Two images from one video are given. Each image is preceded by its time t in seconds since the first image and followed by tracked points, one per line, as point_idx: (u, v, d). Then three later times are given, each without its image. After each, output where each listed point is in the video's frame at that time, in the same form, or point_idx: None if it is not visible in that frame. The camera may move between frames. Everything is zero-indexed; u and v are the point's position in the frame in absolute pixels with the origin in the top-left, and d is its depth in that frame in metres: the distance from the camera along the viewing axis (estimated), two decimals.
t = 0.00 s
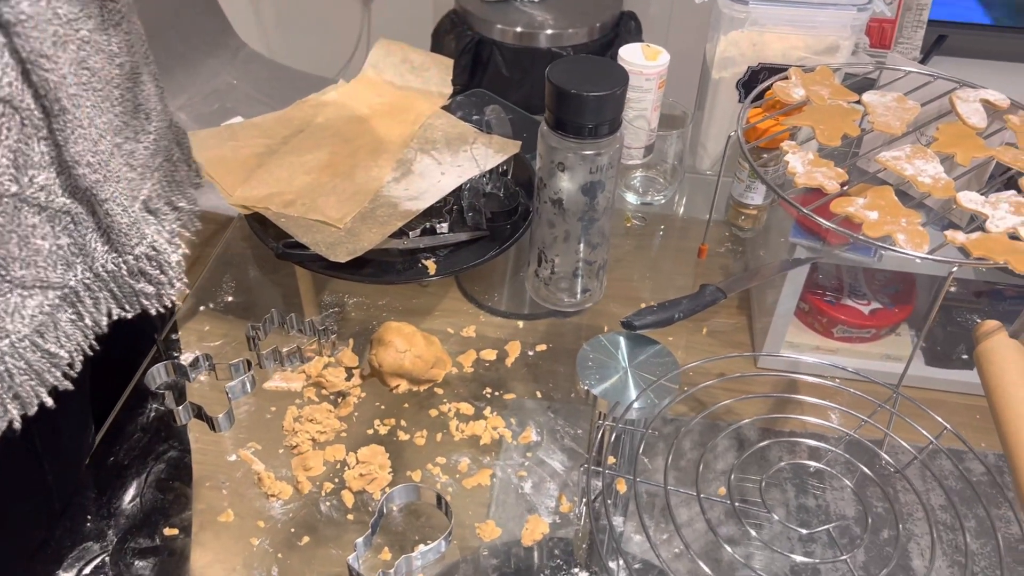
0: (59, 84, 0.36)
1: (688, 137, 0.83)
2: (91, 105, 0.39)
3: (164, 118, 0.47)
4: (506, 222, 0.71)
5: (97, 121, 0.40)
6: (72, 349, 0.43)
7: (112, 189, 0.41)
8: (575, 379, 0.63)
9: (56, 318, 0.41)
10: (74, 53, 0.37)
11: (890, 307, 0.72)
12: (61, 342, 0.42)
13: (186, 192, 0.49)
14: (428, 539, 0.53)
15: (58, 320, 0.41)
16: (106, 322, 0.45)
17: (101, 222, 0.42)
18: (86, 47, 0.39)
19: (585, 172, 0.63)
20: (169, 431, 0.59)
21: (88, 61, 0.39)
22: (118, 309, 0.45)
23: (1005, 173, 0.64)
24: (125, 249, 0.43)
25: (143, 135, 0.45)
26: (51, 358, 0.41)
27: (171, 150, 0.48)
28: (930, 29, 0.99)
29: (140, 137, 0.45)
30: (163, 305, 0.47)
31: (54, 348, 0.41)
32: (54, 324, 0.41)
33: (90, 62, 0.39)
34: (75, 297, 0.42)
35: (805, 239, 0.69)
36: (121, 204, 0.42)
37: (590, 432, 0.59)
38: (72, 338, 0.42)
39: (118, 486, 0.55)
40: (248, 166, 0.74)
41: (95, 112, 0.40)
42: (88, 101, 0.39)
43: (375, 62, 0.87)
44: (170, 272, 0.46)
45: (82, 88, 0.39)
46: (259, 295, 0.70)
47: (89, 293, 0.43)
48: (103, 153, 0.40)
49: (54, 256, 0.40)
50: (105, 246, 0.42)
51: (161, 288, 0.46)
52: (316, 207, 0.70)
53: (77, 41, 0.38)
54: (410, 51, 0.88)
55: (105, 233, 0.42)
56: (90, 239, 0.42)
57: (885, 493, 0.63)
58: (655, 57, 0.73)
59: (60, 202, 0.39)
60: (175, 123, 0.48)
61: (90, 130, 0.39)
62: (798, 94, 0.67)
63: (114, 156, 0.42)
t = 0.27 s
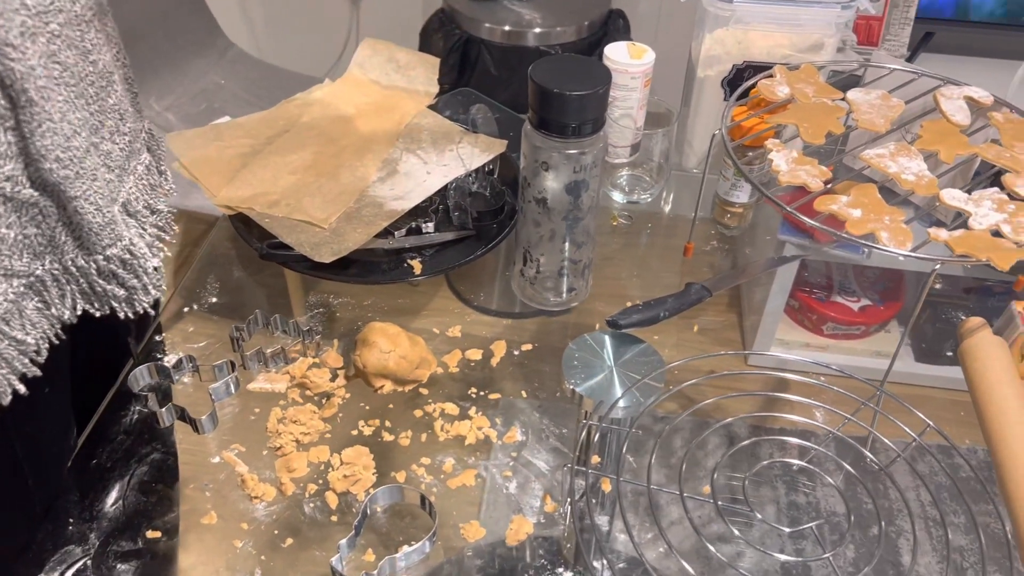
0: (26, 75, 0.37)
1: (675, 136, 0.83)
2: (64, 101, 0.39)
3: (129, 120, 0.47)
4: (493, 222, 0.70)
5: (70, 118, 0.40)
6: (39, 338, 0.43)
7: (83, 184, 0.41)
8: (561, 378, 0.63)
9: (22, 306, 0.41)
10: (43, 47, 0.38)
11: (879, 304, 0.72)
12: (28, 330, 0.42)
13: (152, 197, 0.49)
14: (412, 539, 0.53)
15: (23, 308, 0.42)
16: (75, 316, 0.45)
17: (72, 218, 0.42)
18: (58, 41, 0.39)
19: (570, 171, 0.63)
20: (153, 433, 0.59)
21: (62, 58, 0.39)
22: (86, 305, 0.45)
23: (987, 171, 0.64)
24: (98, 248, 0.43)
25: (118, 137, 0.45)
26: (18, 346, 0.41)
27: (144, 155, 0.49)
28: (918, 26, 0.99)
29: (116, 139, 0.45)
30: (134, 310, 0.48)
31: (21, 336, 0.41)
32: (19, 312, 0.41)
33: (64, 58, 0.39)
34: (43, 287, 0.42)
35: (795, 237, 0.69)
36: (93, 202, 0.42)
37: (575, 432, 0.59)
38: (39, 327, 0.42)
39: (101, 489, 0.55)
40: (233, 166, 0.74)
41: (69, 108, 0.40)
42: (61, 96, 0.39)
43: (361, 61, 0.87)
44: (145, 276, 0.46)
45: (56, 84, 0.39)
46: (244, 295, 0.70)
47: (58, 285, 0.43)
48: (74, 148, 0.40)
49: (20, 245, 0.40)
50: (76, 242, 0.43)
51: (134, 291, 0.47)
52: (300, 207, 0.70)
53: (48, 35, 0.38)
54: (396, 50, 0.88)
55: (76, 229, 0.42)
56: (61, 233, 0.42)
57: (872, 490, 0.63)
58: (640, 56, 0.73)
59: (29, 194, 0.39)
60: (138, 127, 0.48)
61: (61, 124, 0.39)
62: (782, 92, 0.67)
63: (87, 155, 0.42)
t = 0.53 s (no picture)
0: (6, 66, 0.37)
1: (663, 132, 0.83)
2: (46, 96, 0.39)
3: (116, 119, 0.48)
4: (482, 218, 0.70)
5: (52, 112, 0.40)
6: (24, 334, 0.42)
7: (66, 180, 0.41)
8: (550, 374, 0.63)
9: (4, 300, 0.41)
10: (23, 40, 0.38)
11: (869, 299, 0.72)
12: (12, 325, 0.41)
13: (141, 196, 0.50)
14: (403, 537, 0.53)
15: (6, 303, 0.41)
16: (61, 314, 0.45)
17: (55, 214, 0.41)
18: (38, 35, 0.39)
19: (558, 167, 0.63)
20: (141, 432, 0.59)
21: (42, 52, 0.39)
22: (73, 302, 0.45)
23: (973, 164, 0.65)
24: (83, 245, 0.43)
25: (102, 135, 0.46)
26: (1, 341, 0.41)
27: (132, 155, 0.50)
28: (906, 21, 1.00)
29: (101, 136, 0.46)
30: (121, 310, 0.47)
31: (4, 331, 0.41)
32: (3, 306, 0.41)
33: (45, 53, 0.40)
34: (28, 281, 0.42)
35: (785, 233, 0.69)
36: (77, 198, 0.41)
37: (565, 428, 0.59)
38: (23, 322, 0.42)
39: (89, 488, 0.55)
40: (221, 164, 0.73)
41: (50, 103, 0.40)
42: (43, 91, 0.39)
43: (349, 58, 0.87)
44: (132, 276, 0.46)
45: (36, 78, 0.39)
46: (232, 294, 0.70)
47: (43, 280, 0.43)
48: (57, 143, 0.40)
49: (3, 240, 0.40)
50: (61, 239, 0.42)
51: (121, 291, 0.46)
52: (289, 205, 0.69)
53: (28, 30, 0.38)
54: (385, 47, 0.88)
55: (60, 225, 0.42)
56: (45, 228, 0.41)
57: (861, 483, 0.64)
58: (629, 52, 0.73)
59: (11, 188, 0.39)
60: (122, 128, 0.48)
61: (43, 118, 0.39)
62: (770, 86, 0.67)
63: (72, 149, 0.42)
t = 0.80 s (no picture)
0: None
1: (650, 128, 0.83)
2: (14, 85, 0.39)
3: (85, 113, 0.47)
4: (470, 216, 0.70)
5: (21, 102, 0.40)
6: None
7: (36, 171, 0.40)
8: (540, 371, 0.63)
9: None
10: None
11: (857, 293, 0.73)
12: None
13: (108, 194, 0.48)
14: (392, 536, 0.53)
15: None
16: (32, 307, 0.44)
17: (25, 203, 0.41)
18: (7, 24, 0.39)
19: (545, 164, 0.62)
20: (128, 435, 0.58)
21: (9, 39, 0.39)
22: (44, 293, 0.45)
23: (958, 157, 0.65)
24: (55, 237, 0.43)
25: (72, 129, 0.45)
26: None
27: (99, 152, 0.48)
28: (891, 16, 1.00)
29: (70, 131, 0.45)
30: (93, 304, 0.47)
31: None
32: None
33: (12, 41, 0.39)
34: None
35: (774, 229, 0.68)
36: (49, 189, 0.41)
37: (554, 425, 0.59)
38: None
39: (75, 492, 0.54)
40: (206, 165, 0.73)
41: (18, 92, 0.40)
42: (10, 79, 0.39)
43: (335, 57, 0.86)
44: (105, 270, 0.46)
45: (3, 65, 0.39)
46: (219, 294, 0.69)
47: (14, 272, 0.42)
48: (26, 133, 0.40)
49: None
50: (32, 231, 0.42)
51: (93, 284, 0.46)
52: (275, 204, 0.69)
53: None
54: (370, 45, 0.87)
55: (31, 216, 0.42)
56: (14, 219, 0.41)
57: (853, 476, 0.64)
58: (615, 48, 0.73)
59: None
60: (89, 123, 0.48)
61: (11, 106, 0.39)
62: (756, 82, 0.67)
63: (43, 141, 0.41)
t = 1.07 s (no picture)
0: None
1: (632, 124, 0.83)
2: None
3: (58, 111, 0.47)
4: (453, 214, 0.70)
5: None
6: None
7: None
8: (525, 368, 0.63)
9: None
10: None
11: (839, 287, 0.74)
12: None
13: (85, 192, 0.48)
14: (378, 535, 0.52)
15: None
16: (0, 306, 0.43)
17: None
18: None
19: (527, 160, 0.62)
20: (109, 438, 0.57)
21: None
22: (15, 293, 0.43)
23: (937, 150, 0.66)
24: (24, 234, 0.42)
25: (43, 126, 0.45)
26: None
27: (74, 150, 0.48)
28: (871, 10, 1.00)
29: (41, 128, 0.45)
30: (67, 305, 0.46)
31: None
32: None
33: None
34: None
35: (757, 224, 0.69)
36: (15, 185, 0.41)
37: (540, 422, 0.59)
38: None
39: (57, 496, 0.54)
40: (186, 165, 0.72)
41: None
42: None
43: (315, 55, 0.86)
44: (77, 269, 0.45)
45: None
46: (200, 295, 0.68)
47: None
48: None
49: None
50: None
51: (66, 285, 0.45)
52: (256, 204, 0.68)
53: None
54: (350, 43, 0.86)
55: None
56: None
57: (837, 468, 0.64)
58: (596, 44, 0.73)
59: None
60: (64, 121, 0.48)
61: None
62: (737, 77, 0.67)
63: (8, 136, 0.41)
